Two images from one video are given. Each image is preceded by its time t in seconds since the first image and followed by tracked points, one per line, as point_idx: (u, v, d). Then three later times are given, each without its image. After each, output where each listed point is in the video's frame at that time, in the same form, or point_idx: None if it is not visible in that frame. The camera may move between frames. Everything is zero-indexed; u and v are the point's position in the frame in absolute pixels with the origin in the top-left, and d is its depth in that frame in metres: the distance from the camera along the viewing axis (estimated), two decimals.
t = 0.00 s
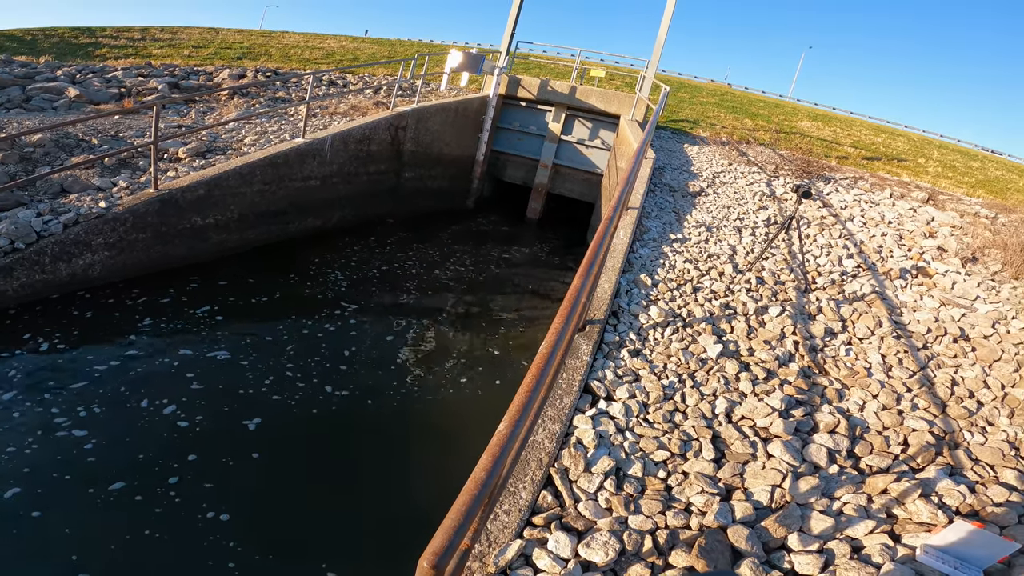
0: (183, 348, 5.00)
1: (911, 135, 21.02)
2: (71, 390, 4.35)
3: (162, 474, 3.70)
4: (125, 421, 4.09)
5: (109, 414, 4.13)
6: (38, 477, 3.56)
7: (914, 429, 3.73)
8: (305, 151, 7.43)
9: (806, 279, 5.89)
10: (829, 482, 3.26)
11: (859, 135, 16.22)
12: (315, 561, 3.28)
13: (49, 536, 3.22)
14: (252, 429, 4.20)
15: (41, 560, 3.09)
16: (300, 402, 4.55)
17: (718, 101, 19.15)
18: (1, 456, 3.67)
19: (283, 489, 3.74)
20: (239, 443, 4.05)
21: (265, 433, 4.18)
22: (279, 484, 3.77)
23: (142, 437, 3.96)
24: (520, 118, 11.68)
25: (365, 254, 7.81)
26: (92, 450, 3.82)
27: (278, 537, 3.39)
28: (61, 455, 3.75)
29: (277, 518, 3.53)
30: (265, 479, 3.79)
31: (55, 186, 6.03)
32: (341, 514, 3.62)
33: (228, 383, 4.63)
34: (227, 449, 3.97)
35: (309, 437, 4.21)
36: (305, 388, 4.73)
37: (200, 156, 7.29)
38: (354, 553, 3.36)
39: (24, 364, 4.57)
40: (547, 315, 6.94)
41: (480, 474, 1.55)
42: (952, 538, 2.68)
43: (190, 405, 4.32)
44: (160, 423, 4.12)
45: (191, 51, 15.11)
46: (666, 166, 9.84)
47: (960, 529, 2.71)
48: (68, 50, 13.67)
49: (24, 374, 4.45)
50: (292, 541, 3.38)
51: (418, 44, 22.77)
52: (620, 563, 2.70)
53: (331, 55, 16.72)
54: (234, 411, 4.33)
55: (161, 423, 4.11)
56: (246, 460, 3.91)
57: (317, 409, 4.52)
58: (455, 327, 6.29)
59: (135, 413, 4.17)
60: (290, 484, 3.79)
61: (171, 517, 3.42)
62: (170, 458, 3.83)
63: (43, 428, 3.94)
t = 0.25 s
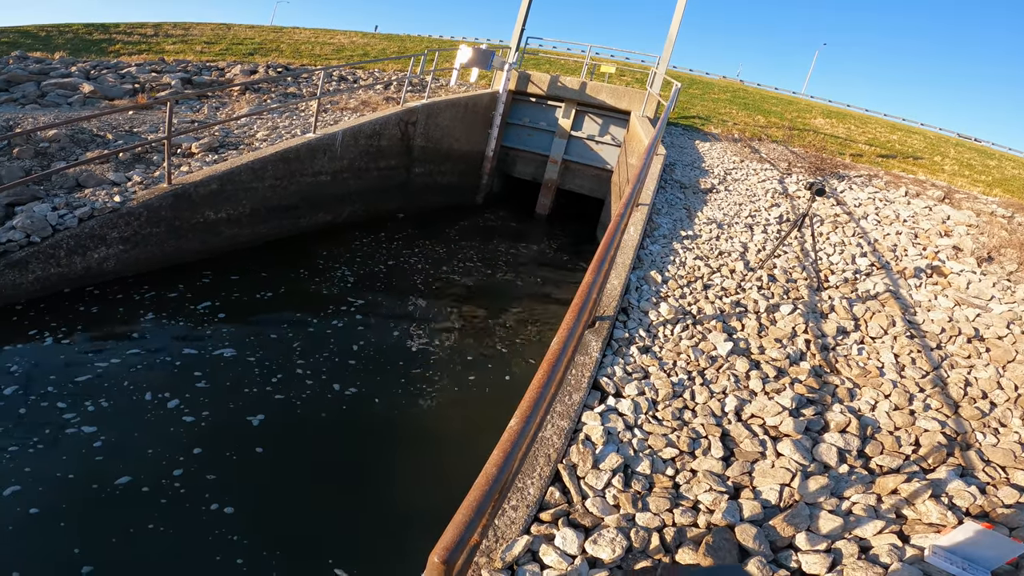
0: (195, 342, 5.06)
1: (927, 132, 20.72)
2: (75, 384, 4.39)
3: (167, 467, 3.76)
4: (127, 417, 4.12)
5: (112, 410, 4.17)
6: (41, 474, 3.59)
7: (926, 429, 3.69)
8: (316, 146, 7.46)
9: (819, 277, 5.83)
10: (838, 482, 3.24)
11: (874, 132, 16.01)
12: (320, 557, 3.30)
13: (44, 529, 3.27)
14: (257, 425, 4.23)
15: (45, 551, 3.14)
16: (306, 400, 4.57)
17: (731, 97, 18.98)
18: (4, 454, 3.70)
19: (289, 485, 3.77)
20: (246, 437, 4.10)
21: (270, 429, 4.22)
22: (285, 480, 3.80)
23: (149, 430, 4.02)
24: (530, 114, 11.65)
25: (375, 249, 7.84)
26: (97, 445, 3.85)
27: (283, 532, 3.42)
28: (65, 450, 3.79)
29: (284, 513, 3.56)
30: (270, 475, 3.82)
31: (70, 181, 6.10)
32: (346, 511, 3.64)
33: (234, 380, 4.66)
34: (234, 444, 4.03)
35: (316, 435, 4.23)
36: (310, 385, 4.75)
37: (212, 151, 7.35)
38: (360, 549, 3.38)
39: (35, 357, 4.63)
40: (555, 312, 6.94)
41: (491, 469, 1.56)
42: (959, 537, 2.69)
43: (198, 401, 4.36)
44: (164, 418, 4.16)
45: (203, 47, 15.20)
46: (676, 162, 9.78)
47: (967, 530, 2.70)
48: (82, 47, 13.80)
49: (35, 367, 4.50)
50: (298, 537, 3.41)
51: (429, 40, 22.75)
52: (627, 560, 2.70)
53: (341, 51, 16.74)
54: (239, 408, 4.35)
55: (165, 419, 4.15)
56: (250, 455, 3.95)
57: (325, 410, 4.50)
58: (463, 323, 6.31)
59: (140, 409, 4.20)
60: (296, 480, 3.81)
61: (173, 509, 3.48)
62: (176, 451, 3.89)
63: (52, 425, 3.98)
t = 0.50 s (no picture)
0: (206, 336, 5.10)
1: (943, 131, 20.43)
2: (79, 379, 4.39)
3: (173, 462, 3.78)
4: (133, 413, 4.14)
5: (116, 406, 4.18)
6: (47, 471, 3.61)
7: (940, 431, 3.63)
8: (327, 140, 7.48)
9: (832, 276, 5.76)
10: (849, 482, 3.20)
11: (890, 131, 15.79)
12: (322, 551, 3.33)
13: (54, 528, 3.28)
14: (263, 420, 4.26)
15: (55, 548, 3.16)
16: (313, 396, 4.59)
17: (743, 95, 18.82)
18: (10, 448, 3.72)
19: (295, 480, 3.79)
20: (253, 432, 4.13)
21: (276, 423, 4.24)
22: (291, 475, 3.82)
23: (156, 426, 4.05)
24: (540, 110, 11.61)
25: (385, 245, 7.86)
26: (104, 441, 3.88)
27: (288, 526, 3.45)
28: (70, 445, 3.82)
29: (289, 508, 3.59)
30: (275, 470, 3.85)
31: (85, 175, 6.16)
32: (350, 506, 3.65)
33: (242, 375, 4.69)
34: (240, 439, 4.05)
35: (322, 431, 4.25)
36: (317, 381, 4.77)
37: (224, 146, 7.39)
38: (364, 544, 3.40)
39: (47, 350, 4.68)
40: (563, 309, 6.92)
41: (508, 467, 1.56)
42: (970, 540, 2.59)
43: (208, 396, 4.40)
44: (170, 413, 4.18)
45: (215, 42, 15.26)
46: (687, 159, 9.72)
47: (978, 530, 2.61)
48: (96, 42, 13.91)
49: (49, 360, 4.56)
50: (301, 532, 3.43)
51: (439, 36, 22.71)
52: (636, 558, 2.70)
53: (352, 46, 16.75)
54: (244, 404, 4.37)
55: (170, 414, 4.17)
56: (256, 450, 3.98)
57: (330, 405, 4.52)
58: (472, 319, 6.31)
59: (147, 404, 4.23)
60: (303, 475, 3.83)
61: (180, 504, 3.50)
62: (182, 446, 3.92)
63: (55, 417, 4.01)
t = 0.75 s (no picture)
0: (210, 330, 5.12)
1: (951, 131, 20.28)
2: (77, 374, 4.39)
3: (168, 457, 3.79)
4: (128, 408, 4.13)
5: (112, 401, 4.17)
6: (41, 465, 3.61)
7: (942, 432, 3.61)
8: (332, 134, 7.48)
9: (837, 276, 5.74)
10: (850, 482, 3.19)
11: (897, 130, 15.69)
12: (313, 546, 3.35)
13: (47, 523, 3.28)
14: (260, 415, 4.27)
15: (50, 542, 3.17)
16: (310, 392, 4.59)
17: (750, 93, 18.72)
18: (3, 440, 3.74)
19: (291, 476, 3.80)
20: (251, 427, 4.14)
21: (272, 419, 4.26)
22: (288, 471, 3.84)
23: (152, 420, 4.05)
24: (545, 106, 11.58)
25: (388, 240, 7.86)
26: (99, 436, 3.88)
27: (283, 522, 3.47)
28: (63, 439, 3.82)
29: (284, 504, 3.60)
30: (271, 465, 3.86)
31: (90, 168, 6.19)
32: (345, 503, 3.67)
33: (241, 370, 4.70)
34: (235, 434, 4.06)
35: (318, 427, 4.25)
36: (314, 377, 4.76)
37: (229, 140, 7.40)
38: (359, 541, 3.42)
39: (50, 343, 4.70)
40: (566, 307, 6.91)
41: (511, 465, 1.54)
42: (971, 542, 2.55)
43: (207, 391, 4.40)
44: (165, 409, 4.18)
45: (221, 36, 15.26)
46: (693, 157, 9.68)
47: (979, 532, 2.55)
48: (103, 36, 13.94)
49: (52, 353, 4.58)
50: (296, 527, 3.45)
51: (445, 31, 22.63)
52: (636, 555, 2.70)
53: (357, 41, 16.72)
54: (241, 400, 4.37)
55: (166, 410, 4.17)
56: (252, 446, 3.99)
57: (324, 401, 4.53)
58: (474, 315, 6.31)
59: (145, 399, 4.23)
60: (299, 472, 3.85)
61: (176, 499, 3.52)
62: (178, 441, 3.93)
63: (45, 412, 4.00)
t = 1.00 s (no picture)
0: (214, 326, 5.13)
1: (956, 131, 20.19)
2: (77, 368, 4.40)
3: (163, 453, 3.79)
4: (125, 404, 4.12)
5: (111, 397, 4.17)
6: (32, 463, 3.60)
7: (945, 432, 3.61)
8: (336, 131, 7.48)
9: (841, 275, 5.73)
10: (854, 481, 3.19)
11: (902, 129, 15.64)
12: (311, 546, 3.34)
13: (34, 517, 3.29)
14: (258, 412, 4.26)
15: (47, 537, 3.19)
16: (310, 391, 4.56)
17: (755, 91, 18.67)
18: None
19: (291, 475, 3.79)
20: (246, 424, 4.13)
21: (269, 416, 4.24)
22: (288, 470, 3.83)
23: (149, 416, 4.05)
24: (549, 103, 11.56)
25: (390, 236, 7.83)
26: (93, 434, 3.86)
27: (281, 521, 3.47)
28: (59, 438, 3.81)
29: (282, 502, 3.59)
30: (269, 462, 3.86)
31: (95, 163, 6.20)
32: (346, 503, 3.65)
33: (236, 368, 4.66)
34: (231, 430, 4.05)
35: (317, 426, 4.23)
36: (311, 376, 4.70)
37: (234, 136, 7.41)
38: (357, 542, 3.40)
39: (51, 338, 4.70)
40: (570, 305, 6.92)
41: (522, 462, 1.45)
42: (974, 541, 2.58)
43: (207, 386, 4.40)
44: (164, 403, 4.19)
45: (225, 33, 15.26)
46: (697, 155, 9.66)
47: (983, 532, 2.59)
48: (107, 32, 13.95)
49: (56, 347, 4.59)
50: (294, 527, 3.44)
51: (448, 28, 22.58)
52: (640, 553, 2.71)
53: (361, 38, 16.69)
54: (237, 397, 4.36)
55: (164, 405, 4.17)
56: (248, 442, 3.99)
57: (324, 400, 4.49)
58: (477, 312, 6.32)
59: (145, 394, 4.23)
60: (297, 471, 3.83)
61: (168, 495, 3.52)
62: (173, 437, 3.92)
63: (45, 412, 3.98)
